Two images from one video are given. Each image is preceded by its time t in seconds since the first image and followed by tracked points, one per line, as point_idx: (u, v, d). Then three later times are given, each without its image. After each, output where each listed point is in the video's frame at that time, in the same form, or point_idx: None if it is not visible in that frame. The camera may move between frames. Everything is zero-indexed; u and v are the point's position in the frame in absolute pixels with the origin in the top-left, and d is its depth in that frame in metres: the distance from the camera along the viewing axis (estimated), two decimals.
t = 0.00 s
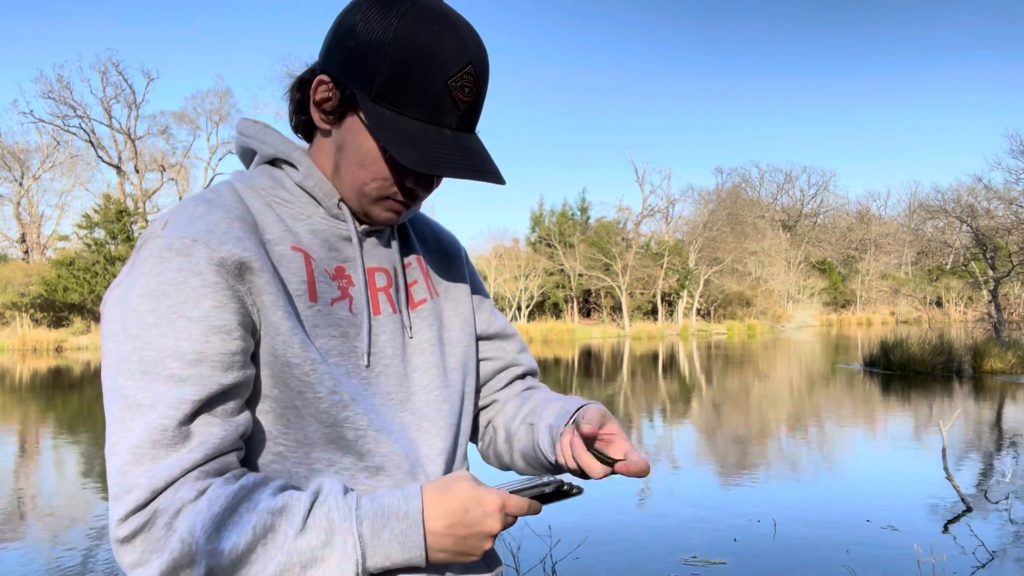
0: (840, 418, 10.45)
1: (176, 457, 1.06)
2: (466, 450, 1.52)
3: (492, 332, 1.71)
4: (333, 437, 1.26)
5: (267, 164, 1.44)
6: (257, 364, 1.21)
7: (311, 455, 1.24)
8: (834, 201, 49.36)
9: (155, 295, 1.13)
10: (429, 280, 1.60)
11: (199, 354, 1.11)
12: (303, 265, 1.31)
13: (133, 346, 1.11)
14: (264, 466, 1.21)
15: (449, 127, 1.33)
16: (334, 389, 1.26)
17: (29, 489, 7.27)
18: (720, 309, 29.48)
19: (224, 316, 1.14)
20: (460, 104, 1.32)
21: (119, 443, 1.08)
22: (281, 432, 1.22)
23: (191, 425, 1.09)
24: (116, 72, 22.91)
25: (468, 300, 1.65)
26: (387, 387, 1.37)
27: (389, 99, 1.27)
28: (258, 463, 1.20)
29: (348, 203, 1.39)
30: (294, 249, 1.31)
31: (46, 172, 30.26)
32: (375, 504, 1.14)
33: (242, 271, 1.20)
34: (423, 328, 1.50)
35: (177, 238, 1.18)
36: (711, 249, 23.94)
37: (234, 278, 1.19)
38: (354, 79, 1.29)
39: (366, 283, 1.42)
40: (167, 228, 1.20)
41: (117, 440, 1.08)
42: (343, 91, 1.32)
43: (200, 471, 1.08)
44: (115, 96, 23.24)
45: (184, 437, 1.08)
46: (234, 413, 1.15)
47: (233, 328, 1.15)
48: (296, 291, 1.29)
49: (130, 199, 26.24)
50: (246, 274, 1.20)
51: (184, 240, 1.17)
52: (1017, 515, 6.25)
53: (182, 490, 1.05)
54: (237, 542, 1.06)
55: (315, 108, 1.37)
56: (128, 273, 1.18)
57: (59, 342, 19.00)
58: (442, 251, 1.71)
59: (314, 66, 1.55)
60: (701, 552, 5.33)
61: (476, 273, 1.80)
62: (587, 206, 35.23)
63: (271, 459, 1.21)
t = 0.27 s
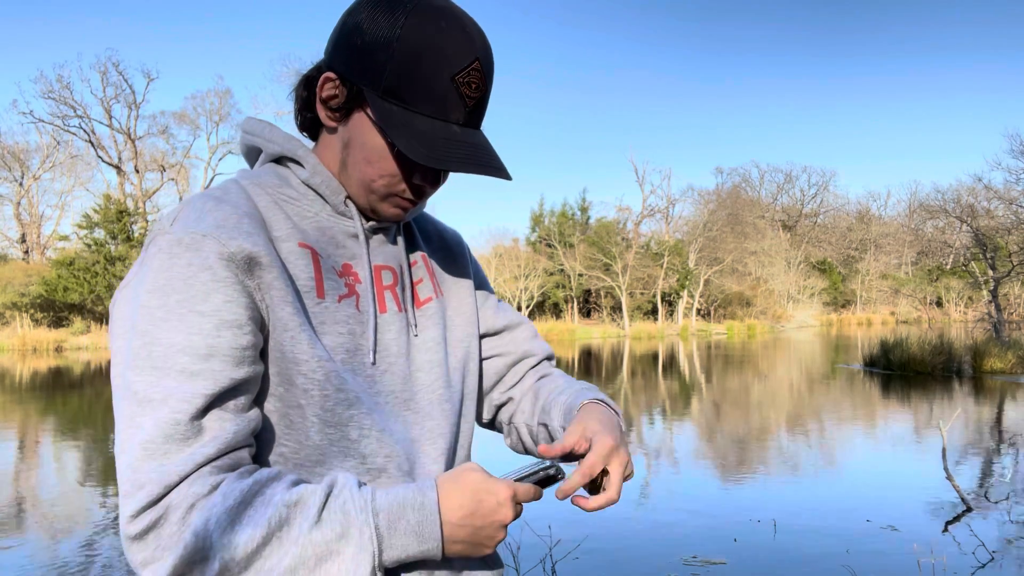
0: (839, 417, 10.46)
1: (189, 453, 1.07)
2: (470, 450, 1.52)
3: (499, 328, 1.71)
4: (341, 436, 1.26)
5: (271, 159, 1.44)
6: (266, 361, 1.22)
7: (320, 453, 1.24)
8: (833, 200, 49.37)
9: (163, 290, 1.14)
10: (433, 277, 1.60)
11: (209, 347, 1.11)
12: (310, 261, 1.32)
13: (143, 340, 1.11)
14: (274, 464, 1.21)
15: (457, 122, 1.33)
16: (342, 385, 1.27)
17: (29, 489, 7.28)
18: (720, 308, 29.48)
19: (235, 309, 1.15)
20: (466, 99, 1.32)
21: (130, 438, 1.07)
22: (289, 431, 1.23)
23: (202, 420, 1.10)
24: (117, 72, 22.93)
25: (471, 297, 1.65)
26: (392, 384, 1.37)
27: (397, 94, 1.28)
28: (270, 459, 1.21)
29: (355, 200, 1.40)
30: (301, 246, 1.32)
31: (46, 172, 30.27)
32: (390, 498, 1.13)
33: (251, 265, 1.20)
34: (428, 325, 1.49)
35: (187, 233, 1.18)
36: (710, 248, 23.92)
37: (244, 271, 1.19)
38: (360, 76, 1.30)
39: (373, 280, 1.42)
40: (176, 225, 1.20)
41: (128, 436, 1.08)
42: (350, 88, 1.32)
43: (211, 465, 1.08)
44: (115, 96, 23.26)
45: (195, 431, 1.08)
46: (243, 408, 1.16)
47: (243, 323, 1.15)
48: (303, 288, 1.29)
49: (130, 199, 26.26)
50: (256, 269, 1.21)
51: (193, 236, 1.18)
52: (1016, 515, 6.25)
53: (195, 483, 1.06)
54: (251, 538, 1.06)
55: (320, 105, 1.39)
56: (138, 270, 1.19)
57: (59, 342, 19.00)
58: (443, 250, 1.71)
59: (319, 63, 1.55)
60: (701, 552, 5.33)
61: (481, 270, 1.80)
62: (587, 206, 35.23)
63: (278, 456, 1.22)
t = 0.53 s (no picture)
0: (840, 417, 10.45)
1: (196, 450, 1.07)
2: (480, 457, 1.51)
3: (511, 336, 1.69)
4: (350, 445, 1.27)
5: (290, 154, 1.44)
6: (277, 363, 1.22)
7: (329, 455, 1.24)
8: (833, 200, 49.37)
9: (177, 286, 1.13)
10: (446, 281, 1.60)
11: (219, 349, 1.11)
12: (328, 260, 1.32)
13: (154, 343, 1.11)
14: (278, 461, 1.21)
15: (481, 108, 1.35)
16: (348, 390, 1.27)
17: (28, 489, 7.27)
18: (720, 309, 29.48)
19: (246, 312, 1.15)
20: (490, 87, 1.36)
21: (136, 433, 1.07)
22: (306, 429, 1.23)
23: (209, 422, 1.09)
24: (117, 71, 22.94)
25: (483, 294, 1.66)
26: (400, 390, 1.37)
27: (421, 81, 1.30)
28: (271, 461, 1.20)
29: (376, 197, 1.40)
30: (319, 245, 1.32)
31: (46, 172, 30.27)
32: (391, 495, 1.14)
33: (269, 267, 1.20)
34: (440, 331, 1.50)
35: (204, 230, 1.18)
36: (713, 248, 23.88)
37: (259, 272, 1.19)
38: (384, 65, 1.32)
39: (389, 282, 1.42)
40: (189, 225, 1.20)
41: (134, 427, 1.07)
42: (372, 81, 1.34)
43: (213, 467, 1.08)
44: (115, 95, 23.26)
45: (205, 430, 1.08)
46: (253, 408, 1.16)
47: (255, 326, 1.15)
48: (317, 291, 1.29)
49: (130, 199, 26.27)
50: (273, 270, 1.21)
51: (210, 234, 1.17)
52: (1016, 515, 6.25)
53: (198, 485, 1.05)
54: (256, 532, 1.06)
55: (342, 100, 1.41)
56: (154, 261, 1.19)
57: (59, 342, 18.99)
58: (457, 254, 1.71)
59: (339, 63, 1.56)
60: (700, 552, 5.33)
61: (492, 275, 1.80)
62: (587, 207, 35.24)
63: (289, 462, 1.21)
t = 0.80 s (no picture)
0: (840, 417, 10.45)
1: (227, 446, 1.07)
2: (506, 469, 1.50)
3: (534, 349, 1.70)
4: (380, 448, 1.25)
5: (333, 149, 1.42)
6: (311, 365, 1.22)
7: (357, 453, 1.24)
8: (834, 199, 49.38)
9: (218, 284, 1.12)
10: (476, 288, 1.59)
11: (256, 351, 1.10)
12: (367, 264, 1.32)
13: (192, 344, 1.09)
14: (307, 454, 1.21)
15: (533, 103, 1.37)
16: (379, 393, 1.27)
17: (29, 489, 7.28)
18: (719, 309, 29.49)
19: (287, 315, 1.13)
20: (541, 81, 1.37)
21: (172, 428, 1.06)
22: (336, 434, 1.23)
23: (241, 424, 1.09)
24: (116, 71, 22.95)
25: (511, 305, 1.66)
26: (431, 396, 1.36)
27: (474, 77, 1.30)
28: (301, 452, 1.21)
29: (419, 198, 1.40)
30: (360, 248, 1.32)
31: (46, 172, 30.28)
32: (412, 487, 1.17)
33: (312, 270, 1.20)
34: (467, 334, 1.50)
35: (247, 228, 1.16)
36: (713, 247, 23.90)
37: (299, 273, 1.18)
38: (435, 59, 1.32)
39: (424, 284, 1.42)
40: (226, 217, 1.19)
41: (167, 418, 1.07)
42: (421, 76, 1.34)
43: (237, 468, 1.08)
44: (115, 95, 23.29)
45: (238, 432, 1.08)
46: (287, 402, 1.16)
47: (293, 328, 1.14)
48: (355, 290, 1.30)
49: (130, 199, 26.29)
50: (316, 273, 1.21)
51: (255, 234, 1.16)
52: (1016, 515, 6.25)
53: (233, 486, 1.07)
54: (284, 528, 1.08)
55: (388, 97, 1.40)
56: (190, 253, 1.17)
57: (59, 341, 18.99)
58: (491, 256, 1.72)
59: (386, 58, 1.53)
60: (700, 552, 5.32)
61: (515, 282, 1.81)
62: (587, 207, 35.25)
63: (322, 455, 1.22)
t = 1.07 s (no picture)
0: (840, 417, 10.46)
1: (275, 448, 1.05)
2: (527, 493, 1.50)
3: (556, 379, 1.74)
4: (413, 461, 1.24)
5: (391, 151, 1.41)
6: (360, 369, 1.21)
7: (400, 468, 1.23)
8: (834, 199, 49.39)
9: (282, 273, 1.10)
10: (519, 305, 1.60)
11: (315, 349, 1.09)
12: (419, 270, 1.31)
13: (251, 338, 1.07)
14: (347, 463, 1.21)
15: (592, 104, 1.32)
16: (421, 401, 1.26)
17: (29, 489, 7.29)
18: (719, 309, 29.51)
19: (346, 316, 1.13)
20: (602, 84, 1.33)
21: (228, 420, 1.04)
22: (367, 437, 1.22)
23: (294, 424, 1.08)
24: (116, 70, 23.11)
25: (548, 326, 1.68)
26: (466, 405, 1.35)
27: (532, 77, 1.27)
28: (343, 462, 1.21)
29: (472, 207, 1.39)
30: (412, 252, 1.31)
31: (46, 173, 30.31)
32: (458, 519, 1.13)
33: (370, 273, 1.19)
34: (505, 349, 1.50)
35: (311, 225, 1.15)
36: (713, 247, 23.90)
37: (356, 272, 1.17)
38: (495, 60, 1.29)
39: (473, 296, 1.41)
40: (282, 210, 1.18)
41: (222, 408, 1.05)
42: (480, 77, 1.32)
43: (290, 471, 1.08)
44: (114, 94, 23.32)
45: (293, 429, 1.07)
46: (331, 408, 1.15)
47: (350, 330, 1.14)
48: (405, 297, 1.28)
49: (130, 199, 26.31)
50: (375, 275, 1.20)
51: (320, 231, 1.15)
52: (1016, 515, 6.25)
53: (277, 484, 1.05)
54: (329, 540, 1.05)
55: (447, 101, 1.38)
56: (248, 248, 1.14)
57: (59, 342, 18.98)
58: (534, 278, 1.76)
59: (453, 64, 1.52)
60: (700, 552, 5.32)
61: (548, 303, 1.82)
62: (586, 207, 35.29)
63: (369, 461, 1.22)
